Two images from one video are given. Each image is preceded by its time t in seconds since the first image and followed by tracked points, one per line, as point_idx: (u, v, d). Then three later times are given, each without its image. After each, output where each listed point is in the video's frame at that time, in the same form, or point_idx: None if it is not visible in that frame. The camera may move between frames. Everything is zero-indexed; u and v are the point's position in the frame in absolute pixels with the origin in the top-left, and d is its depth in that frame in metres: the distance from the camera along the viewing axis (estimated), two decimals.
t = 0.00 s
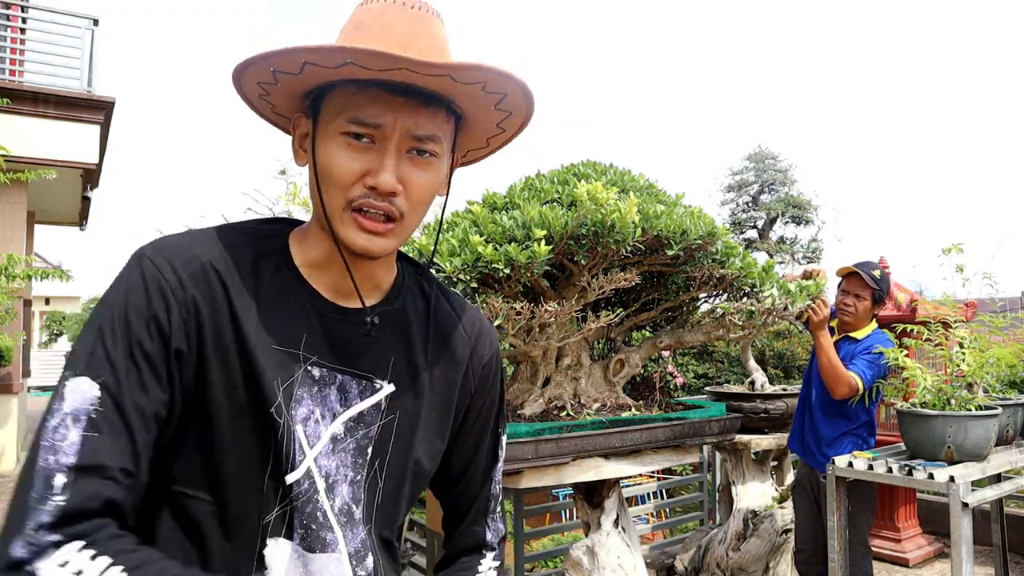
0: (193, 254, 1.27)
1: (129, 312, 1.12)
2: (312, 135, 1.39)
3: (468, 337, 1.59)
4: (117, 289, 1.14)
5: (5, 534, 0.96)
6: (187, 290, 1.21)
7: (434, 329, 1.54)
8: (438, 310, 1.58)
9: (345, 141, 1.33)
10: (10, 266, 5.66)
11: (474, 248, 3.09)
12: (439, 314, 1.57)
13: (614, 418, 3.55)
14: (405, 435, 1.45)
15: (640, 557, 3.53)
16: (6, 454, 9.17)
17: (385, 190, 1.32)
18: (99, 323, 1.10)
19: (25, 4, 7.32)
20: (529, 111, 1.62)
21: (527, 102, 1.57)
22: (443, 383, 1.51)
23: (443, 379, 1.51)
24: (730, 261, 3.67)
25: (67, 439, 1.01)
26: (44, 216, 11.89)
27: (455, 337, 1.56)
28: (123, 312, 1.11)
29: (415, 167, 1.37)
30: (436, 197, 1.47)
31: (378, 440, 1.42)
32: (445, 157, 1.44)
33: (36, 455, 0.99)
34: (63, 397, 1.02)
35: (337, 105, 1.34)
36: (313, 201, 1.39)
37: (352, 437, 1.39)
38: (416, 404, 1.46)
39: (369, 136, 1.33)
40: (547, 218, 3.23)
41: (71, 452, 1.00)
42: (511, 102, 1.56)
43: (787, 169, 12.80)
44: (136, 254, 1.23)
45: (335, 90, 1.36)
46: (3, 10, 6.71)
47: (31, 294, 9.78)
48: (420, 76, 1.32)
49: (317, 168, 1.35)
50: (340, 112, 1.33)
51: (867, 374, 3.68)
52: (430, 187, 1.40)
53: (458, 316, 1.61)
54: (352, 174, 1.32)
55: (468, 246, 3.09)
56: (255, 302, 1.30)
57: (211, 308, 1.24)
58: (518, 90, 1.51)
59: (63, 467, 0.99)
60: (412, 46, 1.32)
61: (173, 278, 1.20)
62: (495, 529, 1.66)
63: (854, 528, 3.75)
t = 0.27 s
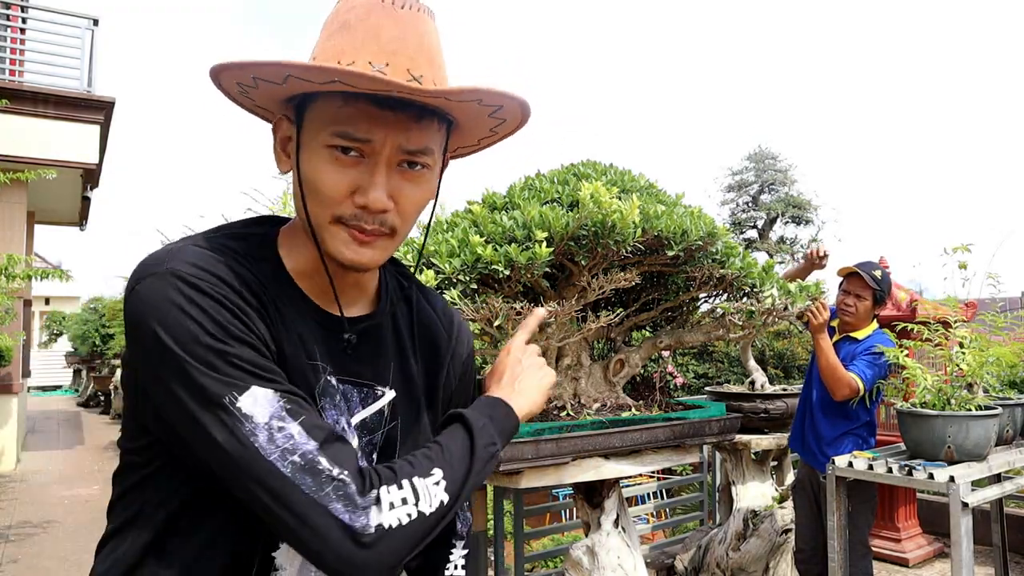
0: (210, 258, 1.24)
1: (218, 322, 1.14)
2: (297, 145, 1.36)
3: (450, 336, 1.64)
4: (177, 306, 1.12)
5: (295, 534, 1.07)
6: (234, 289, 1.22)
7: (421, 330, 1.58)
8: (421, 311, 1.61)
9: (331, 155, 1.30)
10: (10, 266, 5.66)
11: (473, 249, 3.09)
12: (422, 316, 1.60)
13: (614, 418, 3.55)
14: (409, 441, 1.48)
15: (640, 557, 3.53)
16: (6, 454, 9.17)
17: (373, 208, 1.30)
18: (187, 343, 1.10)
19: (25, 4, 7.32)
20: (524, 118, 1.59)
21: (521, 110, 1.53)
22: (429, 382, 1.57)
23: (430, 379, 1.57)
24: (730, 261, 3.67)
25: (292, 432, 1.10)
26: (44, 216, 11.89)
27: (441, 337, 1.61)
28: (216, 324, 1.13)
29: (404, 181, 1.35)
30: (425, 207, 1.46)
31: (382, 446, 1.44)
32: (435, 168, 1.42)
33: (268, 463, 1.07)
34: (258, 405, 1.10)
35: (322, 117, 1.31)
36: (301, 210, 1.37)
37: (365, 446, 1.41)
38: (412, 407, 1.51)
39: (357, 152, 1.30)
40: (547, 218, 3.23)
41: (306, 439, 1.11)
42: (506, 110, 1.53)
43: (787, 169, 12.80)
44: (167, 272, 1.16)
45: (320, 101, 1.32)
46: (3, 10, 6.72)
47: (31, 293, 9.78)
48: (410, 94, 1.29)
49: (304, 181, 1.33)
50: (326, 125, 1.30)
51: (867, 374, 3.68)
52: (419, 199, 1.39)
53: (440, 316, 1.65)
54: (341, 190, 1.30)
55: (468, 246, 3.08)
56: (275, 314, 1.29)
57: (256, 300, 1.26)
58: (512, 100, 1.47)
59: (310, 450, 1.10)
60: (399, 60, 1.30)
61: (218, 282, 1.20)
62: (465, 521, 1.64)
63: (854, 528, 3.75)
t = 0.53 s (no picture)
0: (228, 284, 1.20)
1: (232, 360, 1.10)
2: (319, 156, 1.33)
3: (449, 339, 1.64)
4: (190, 338, 1.08)
5: None
6: (252, 320, 1.19)
7: (422, 333, 1.59)
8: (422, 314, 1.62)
9: (360, 167, 1.29)
10: (10, 266, 5.66)
11: (473, 248, 3.09)
12: (424, 319, 1.61)
13: (614, 418, 3.55)
14: (408, 446, 1.51)
15: (640, 557, 3.53)
16: (7, 454, 9.18)
17: (405, 217, 1.30)
18: (196, 377, 1.06)
19: (25, 4, 7.33)
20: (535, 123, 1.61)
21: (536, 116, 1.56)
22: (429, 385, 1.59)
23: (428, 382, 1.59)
24: (730, 261, 3.67)
25: (277, 489, 1.07)
26: (44, 216, 11.90)
27: (440, 339, 1.62)
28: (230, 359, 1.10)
29: (431, 188, 1.35)
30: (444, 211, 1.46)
31: (383, 453, 1.45)
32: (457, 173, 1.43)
33: (244, 513, 1.04)
34: (247, 457, 1.06)
35: (348, 127, 1.29)
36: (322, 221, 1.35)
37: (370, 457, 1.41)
38: (412, 412, 1.52)
39: (387, 162, 1.30)
40: (547, 217, 3.23)
41: (286, 501, 1.08)
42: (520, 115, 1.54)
43: (787, 169, 12.80)
44: (186, 296, 1.12)
45: (344, 111, 1.30)
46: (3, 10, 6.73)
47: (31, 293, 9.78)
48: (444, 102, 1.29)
49: (331, 195, 1.31)
50: (352, 136, 1.28)
51: (867, 374, 3.68)
52: (443, 204, 1.39)
53: (440, 318, 1.65)
54: (371, 200, 1.29)
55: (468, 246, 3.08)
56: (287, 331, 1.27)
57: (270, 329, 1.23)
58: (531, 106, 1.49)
59: (288, 512, 1.07)
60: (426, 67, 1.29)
61: (236, 312, 1.16)
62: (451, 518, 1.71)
63: (854, 528, 3.75)
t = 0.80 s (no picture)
0: (198, 277, 1.19)
1: (141, 354, 1.08)
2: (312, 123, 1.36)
3: (467, 328, 1.61)
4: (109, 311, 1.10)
5: None
6: (200, 320, 1.15)
7: (436, 319, 1.56)
8: (435, 300, 1.59)
9: (352, 125, 1.31)
10: (10, 266, 5.66)
11: (473, 248, 3.09)
12: (438, 305, 1.59)
13: (614, 418, 3.55)
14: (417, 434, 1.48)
15: (640, 557, 3.53)
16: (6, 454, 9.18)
17: (400, 171, 1.31)
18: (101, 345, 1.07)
19: (25, 4, 7.32)
20: (520, 83, 1.64)
21: (520, 71, 1.58)
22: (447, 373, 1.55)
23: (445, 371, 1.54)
24: (730, 261, 3.67)
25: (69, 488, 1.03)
26: (44, 216, 11.89)
27: (457, 327, 1.58)
28: (134, 355, 1.07)
29: (424, 143, 1.37)
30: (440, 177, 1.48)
31: (392, 439, 1.44)
32: (448, 131, 1.45)
33: (35, 488, 1.03)
34: (67, 443, 1.03)
35: (339, 87, 1.32)
36: (318, 191, 1.36)
37: (366, 440, 1.40)
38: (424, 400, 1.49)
39: (378, 117, 1.32)
40: (547, 217, 3.23)
41: (71, 505, 1.03)
42: (505, 72, 1.57)
43: (787, 169, 12.80)
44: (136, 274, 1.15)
45: (333, 72, 1.33)
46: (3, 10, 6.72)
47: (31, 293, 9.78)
48: (429, 46, 1.32)
49: (324, 155, 1.33)
50: (343, 95, 1.32)
51: (868, 374, 3.68)
52: (439, 163, 1.40)
53: (455, 307, 1.62)
54: (364, 157, 1.30)
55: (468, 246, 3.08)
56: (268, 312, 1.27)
57: (227, 337, 1.19)
58: (515, 58, 1.52)
59: (64, 519, 1.03)
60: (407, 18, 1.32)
61: (183, 306, 1.14)
62: (483, 513, 1.72)
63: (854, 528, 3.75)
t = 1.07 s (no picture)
0: (161, 243, 1.24)
1: (76, 291, 1.15)
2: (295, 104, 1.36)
3: (476, 316, 1.53)
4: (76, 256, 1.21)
5: None
6: (140, 271, 1.20)
7: (441, 306, 1.49)
8: (442, 286, 1.53)
9: (330, 100, 1.31)
10: (11, 266, 5.67)
11: (473, 249, 3.09)
12: (443, 291, 1.52)
13: (614, 418, 3.55)
14: (421, 423, 1.41)
15: (640, 556, 3.53)
16: (7, 454, 9.18)
17: (378, 144, 1.29)
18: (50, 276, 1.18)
19: (25, 4, 7.31)
20: (509, 61, 1.60)
21: (506, 47, 1.55)
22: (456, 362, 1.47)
23: (453, 359, 1.47)
24: (730, 261, 3.67)
25: None
26: (44, 216, 11.90)
27: (465, 314, 1.51)
28: (65, 285, 1.14)
29: (406, 118, 1.36)
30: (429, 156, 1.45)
31: (391, 427, 1.38)
32: (434, 108, 1.43)
33: None
34: None
35: (318, 64, 1.33)
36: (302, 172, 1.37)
37: (362, 426, 1.35)
38: (427, 388, 1.42)
39: (356, 93, 1.32)
40: (547, 218, 3.23)
41: None
42: (491, 49, 1.54)
43: (787, 169, 12.80)
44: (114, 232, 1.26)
45: (314, 50, 1.35)
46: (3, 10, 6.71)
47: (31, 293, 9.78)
48: (403, 16, 1.31)
49: (305, 133, 1.33)
50: (321, 72, 1.32)
51: (868, 374, 3.68)
52: (423, 140, 1.38)
53: (463, 294, 1.55)
54: (342, 132, 1.30)
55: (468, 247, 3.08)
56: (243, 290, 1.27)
57: (170, 295, 1.21)
58: (499, 31, 1.49)
59: None
60: None
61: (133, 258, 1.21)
62: (523, 513, 1.60)
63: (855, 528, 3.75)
